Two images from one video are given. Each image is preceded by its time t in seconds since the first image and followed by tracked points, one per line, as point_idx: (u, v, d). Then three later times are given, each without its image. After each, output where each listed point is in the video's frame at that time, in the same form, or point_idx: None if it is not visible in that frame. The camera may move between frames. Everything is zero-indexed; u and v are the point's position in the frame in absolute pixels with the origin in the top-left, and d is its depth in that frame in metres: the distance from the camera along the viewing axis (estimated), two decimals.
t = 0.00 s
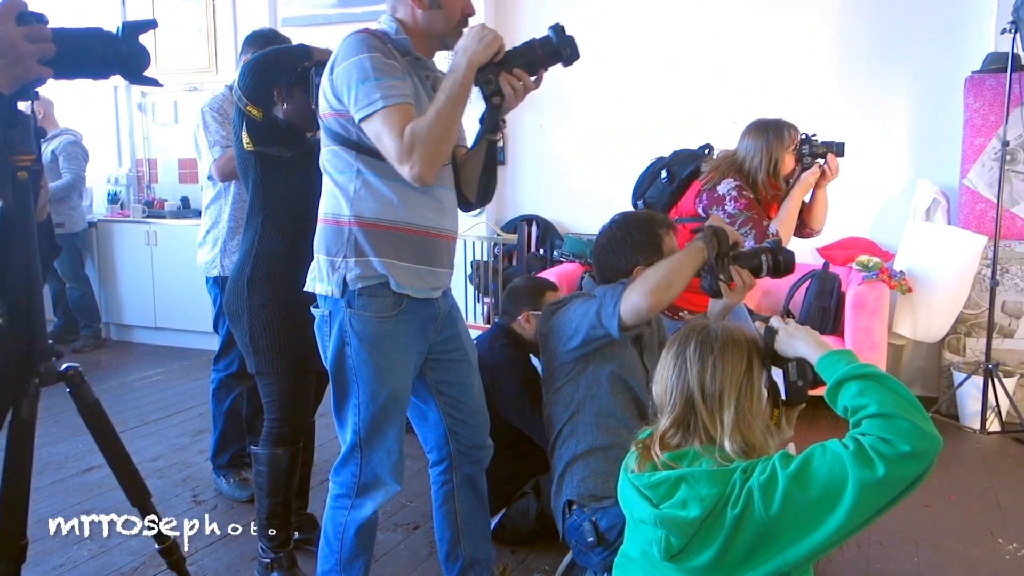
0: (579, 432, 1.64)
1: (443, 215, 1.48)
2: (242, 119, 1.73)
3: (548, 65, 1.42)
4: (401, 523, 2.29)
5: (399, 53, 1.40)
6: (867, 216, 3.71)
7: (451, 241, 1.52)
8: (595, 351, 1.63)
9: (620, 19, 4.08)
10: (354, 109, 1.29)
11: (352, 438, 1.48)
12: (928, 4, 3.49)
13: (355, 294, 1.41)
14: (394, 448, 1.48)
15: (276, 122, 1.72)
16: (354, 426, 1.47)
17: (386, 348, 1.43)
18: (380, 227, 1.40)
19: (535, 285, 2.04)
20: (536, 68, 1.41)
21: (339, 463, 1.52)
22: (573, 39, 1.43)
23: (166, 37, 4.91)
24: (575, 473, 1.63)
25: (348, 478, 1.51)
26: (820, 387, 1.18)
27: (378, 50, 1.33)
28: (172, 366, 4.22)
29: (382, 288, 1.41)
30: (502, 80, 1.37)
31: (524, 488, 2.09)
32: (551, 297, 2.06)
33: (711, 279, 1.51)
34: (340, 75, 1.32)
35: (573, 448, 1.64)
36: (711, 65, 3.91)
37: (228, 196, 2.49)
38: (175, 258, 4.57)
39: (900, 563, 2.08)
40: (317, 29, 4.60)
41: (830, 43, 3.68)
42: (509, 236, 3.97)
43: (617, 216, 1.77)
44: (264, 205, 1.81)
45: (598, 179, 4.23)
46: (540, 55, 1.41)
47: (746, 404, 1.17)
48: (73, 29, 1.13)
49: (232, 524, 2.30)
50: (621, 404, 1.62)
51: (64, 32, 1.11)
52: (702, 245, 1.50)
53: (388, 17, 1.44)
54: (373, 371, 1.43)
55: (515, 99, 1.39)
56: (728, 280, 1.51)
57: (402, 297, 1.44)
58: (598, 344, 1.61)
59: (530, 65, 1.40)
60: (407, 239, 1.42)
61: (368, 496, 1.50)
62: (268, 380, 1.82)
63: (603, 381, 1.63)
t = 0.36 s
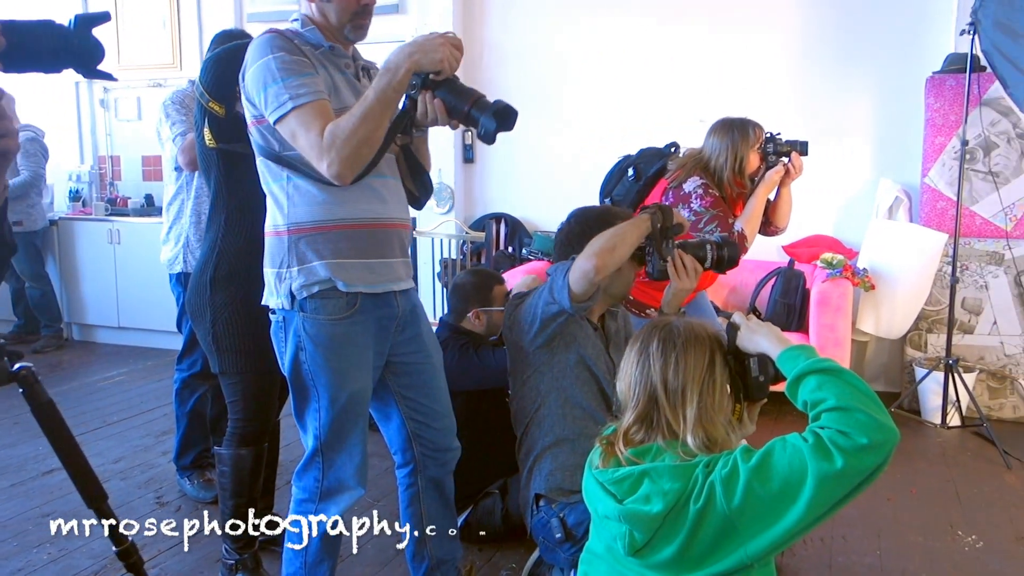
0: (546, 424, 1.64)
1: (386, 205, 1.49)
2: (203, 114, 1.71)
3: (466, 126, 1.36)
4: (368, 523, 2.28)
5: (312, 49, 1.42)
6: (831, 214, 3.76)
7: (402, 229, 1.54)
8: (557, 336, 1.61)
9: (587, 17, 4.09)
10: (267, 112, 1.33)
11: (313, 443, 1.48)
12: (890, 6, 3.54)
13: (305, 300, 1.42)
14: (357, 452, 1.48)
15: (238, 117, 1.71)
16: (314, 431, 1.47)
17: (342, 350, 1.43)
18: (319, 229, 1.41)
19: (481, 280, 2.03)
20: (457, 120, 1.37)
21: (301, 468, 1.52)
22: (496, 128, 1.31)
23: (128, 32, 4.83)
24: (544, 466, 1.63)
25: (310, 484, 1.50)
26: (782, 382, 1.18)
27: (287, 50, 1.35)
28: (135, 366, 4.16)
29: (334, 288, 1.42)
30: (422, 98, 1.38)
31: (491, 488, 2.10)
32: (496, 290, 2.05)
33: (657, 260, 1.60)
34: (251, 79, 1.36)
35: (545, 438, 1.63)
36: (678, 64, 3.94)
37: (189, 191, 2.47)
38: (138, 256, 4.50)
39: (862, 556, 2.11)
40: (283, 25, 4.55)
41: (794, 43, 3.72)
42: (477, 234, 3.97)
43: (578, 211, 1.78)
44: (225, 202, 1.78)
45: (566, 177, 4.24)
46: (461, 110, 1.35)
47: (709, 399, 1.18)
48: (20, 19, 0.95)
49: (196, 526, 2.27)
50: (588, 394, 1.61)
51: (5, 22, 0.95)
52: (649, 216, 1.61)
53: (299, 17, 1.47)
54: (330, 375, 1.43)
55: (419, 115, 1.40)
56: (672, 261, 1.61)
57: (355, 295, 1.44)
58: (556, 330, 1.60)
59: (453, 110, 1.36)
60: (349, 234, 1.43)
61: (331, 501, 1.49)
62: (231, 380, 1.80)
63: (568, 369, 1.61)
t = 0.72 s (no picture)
0: (516, 422, 1.64)
1: (348, 202, 1.49)
2: (169, 112, 1.69)
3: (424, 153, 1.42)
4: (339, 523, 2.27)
5: (266, 46, 1.41)
6: (801, 212, 3.80)
7: (364, 226, 1.54)
8: (524, 335, 1.61)
9: (559, 16, 4.10)
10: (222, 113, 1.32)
11: (279, 444, 1.48)
12: (858, 6, 3.59)
13: (267, 301, 1.42)
14: (323, 453, 1.48)
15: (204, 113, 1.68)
16: (279, 432, 1.47)
17: (305, 349, 1.43)
18: (280, 228, 1.41)
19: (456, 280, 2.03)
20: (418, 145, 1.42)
21: (267, 470, 1.51)
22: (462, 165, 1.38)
23: (96, 28, 4.76)
24: (514, 464, 1.63)
25: (277, 484, 1.50)
26: (746, 378, 1.20)
27: (241, 49, 1.34)
28: (104, 367, 4.10)
29: (297, 286, 1.41)
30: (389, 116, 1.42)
31: (464, 487, 2.12)
32: (473, 289, 2.07)
33: (620, 260, 1.62)
34: (205, 78, 1.34)
35: (516, 436, 1.63)
36: (650, 64, 3.95)
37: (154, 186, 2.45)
38: (107, 255, 4.44)
39: (830, 550, 2.14)
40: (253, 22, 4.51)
41: (764, 42, 3.75)
42: (450, 233, 3.96)
43: (543, 210, 1.79)
44: (192, 200, 1.76)
45: (539, 175, 4.24)
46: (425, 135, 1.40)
47: (675, 395, 1.19)
48: None
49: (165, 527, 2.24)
50: (557, 391, 1.62)
51: None
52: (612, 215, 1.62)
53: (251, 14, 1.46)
54: (294, 376, 1.43)
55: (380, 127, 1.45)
56: (635, 258, 1.62)
57: (318, 294, 1.43)
58: (523, 328, 1.60)
59: (416, 135, 1.41)
60: (311, 232, 1.43)
61: (298, 502, 1.49)
62: (198, 380, 1.79)
63: (537, 366, 1.62)
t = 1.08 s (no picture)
0: (486, 418, 1.65)
1: (314, 201, 1.49)
2: (132, 108, 1.66)
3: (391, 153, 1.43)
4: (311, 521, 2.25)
5: (232, 42, 1.39)
6: (770, 209, 3.84)
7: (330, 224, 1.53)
8: (492, 331, 1.61)
9: (530, 13, 4.09)
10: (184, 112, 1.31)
11: (246, 442, 1.46)
12: (824, 5, 3.63)
13: (233, 299, 1.40)
14: (293, 450, 1.47)
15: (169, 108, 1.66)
16: (247, 430, 1.45)
17: (272, 345, 1.42)
18: (244, 226, 1.40)
19: (427, 279, 2.03)
20: (385, 145, 1.43)
21: (235, 470, 1.49)
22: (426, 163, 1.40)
23: (60, 24, 4.69)
24: (484, 461, 1.64)
25: (245, 484, 1.48)
26: (712, 372, 1.21)
27: (205, 46, 1.32)
28: (71, 367, 4.04)
29: (262, 283, 1.40)
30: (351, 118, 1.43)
31: (435, 484, 2.07)
32: (442, 284, 2.07)
33: (587, 255, 1.62)
34: (166, 75, 1.33)
35: (487, 432, 1.65)
36: (620, 61, 3.97)
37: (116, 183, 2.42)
38: (73, 254, 4.38)
39: (798, 542, 2.16)
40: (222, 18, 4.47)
41: (733, 40, 3.78)
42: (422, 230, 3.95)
43: (510, 206, 1.78)
44: (157, 197, 1.75)
45: (510, 172, 4.24)
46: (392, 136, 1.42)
47: (642, 390, 1.20)
48: None
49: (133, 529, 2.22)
50: (527, 388, 1.62)
51: None
52: (579, 209, 1.63)
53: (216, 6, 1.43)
54: (260, 372, 1.41)
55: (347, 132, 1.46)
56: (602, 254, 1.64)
57: (284, 290, 1.43)
58: (491, 324, 1.59)
59: (382, 135, 1.43)
60: (275, 230, 1.42)
61: (269, 501, 1.47)
62: (165, 379, 1.77)
63: (506, 363, 1.62)
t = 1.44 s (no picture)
0: (458, 417, 1.64)
1: (273, 207, 1.49)
2: (96, 104, 1.64)
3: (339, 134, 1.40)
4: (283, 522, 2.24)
5: (218, 43, 1.39)
6: (741, 206, 3.87)
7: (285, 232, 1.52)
8: (465, 329, 1.60)
9: (503, 10, 4.09)
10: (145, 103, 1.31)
11: (201, 445, 1.45)
12: (794, 4, 3.66)
13: (186, 296, 1.38)
14: (248, 451, 1.46)
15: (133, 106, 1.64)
16: (202, 433, 1.45)
17: (227, 346, 1.41)
18: (202, 226, 1.39)
19: (396, 278, 2.01)
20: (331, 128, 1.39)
21: (193, 474, 1.48)
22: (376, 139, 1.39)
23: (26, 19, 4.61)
24: (457, 459, 1.64)
25: (203, 489, 1.47)
26: (682, 369, 1.22)
27: (187, 43, 1.32)
28: (39, 368, 3.98)
29: (216, 284, 1.39)
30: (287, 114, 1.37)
31: (408, 483, 2.03)
32: (410, 283, 2.05)
33: (559, 252, 1.64)
34: (137, 62, 1.32)
35: (457, 431, 1.64)
36: (592, 59, 3.98)
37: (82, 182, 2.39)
38: (41, 253, 4.31)
39: (769, 536, 2.18)
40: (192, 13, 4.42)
41: (705, 38, 3.80)
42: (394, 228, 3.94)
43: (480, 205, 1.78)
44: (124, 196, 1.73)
45: (484, 170, 4.24)
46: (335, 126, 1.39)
47: (612, 386, 1.20)
48: None
49: (102, 531, 2.19)
50: (499, 385, 1.62)
51: None
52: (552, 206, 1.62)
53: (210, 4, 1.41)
54: (216, 374, 1.40)
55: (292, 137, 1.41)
56: (575, 251, 1.64)
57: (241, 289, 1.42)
58: (464, 322, 1.58)
59: (326, 124, 1.39)
60: (233, 234, 1.41)
61: (229, 504, 1.47)
62: (133, 380, 1.75)
63: (479, 360, 1.62)
